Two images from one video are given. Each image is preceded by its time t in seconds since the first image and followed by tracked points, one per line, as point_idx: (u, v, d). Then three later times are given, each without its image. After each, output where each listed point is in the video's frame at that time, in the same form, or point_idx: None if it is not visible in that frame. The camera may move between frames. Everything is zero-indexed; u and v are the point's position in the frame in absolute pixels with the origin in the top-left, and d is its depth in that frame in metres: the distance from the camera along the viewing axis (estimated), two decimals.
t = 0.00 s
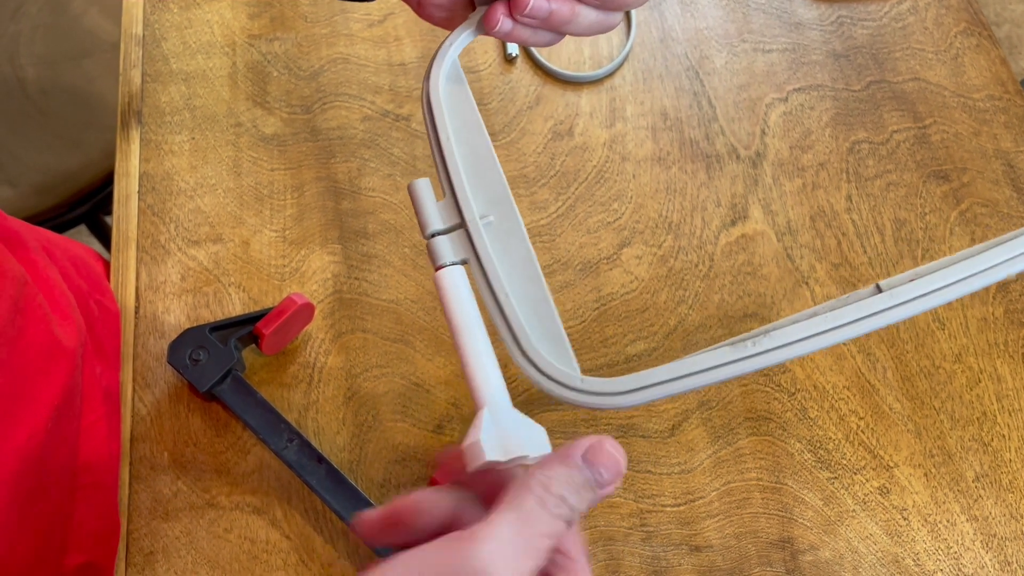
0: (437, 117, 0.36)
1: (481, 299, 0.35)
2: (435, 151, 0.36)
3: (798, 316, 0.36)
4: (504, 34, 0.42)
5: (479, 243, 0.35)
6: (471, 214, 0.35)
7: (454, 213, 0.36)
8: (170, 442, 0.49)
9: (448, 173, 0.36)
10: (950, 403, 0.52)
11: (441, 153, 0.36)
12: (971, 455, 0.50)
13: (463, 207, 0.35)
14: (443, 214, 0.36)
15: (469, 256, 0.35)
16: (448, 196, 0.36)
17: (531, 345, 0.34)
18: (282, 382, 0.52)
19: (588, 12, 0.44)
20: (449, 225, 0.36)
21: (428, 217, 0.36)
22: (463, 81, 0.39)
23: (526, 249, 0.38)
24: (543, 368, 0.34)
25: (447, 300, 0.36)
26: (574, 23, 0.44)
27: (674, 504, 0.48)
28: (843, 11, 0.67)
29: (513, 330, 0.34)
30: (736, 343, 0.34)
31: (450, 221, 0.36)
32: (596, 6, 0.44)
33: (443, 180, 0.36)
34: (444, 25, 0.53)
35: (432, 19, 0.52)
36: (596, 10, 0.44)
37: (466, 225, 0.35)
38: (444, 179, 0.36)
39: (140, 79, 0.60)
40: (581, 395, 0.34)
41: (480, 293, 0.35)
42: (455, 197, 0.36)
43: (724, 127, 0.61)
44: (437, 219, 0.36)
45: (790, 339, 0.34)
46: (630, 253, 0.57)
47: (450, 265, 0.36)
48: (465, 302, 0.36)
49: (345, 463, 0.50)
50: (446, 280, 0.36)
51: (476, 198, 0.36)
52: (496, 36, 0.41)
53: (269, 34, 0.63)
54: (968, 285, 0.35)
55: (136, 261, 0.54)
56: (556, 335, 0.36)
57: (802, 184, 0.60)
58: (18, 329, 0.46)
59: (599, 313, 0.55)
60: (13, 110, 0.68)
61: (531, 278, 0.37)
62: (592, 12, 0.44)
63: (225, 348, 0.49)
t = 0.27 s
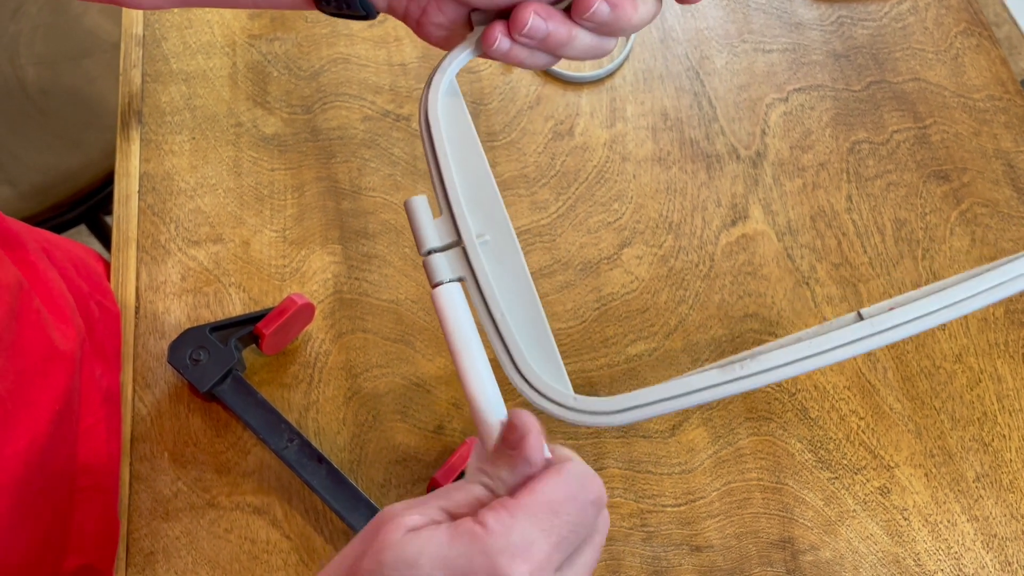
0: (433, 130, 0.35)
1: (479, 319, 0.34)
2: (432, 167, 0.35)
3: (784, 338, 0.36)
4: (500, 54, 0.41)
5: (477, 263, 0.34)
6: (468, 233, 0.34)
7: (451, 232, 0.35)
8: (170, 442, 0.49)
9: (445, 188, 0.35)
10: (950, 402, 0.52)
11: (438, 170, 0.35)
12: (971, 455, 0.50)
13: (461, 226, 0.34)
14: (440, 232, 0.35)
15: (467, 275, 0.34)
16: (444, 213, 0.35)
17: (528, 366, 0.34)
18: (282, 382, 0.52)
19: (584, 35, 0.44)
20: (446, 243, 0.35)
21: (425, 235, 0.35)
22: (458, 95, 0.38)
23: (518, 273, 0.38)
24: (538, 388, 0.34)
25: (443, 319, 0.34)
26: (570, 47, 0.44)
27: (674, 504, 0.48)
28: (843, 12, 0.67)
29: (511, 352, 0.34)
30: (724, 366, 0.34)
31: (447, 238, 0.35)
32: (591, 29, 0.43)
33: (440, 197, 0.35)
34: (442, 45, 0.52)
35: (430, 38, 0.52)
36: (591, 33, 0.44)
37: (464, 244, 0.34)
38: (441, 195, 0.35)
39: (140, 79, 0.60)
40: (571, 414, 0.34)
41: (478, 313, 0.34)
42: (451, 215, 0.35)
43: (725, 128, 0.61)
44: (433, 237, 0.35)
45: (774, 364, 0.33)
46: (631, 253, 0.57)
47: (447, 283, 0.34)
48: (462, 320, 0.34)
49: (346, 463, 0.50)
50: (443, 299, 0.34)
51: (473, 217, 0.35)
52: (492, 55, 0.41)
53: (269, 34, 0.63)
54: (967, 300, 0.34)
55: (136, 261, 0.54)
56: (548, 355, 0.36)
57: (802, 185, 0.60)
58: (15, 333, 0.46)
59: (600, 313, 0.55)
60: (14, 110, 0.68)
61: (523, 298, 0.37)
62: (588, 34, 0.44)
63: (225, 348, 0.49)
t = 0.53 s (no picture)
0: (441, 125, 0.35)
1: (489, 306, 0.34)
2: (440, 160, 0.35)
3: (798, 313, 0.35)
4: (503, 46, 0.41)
5: (486, 251, 0.34)
6: (477, 221, 0.34)
7: (460, 221, 0.35)
8: (170, 440, 0.49)
9: (453, 178, 0.35)
10: (949, 402, 0.52)
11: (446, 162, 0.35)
12: (970, 454, 0.50)
13: (469, 215, 0.34)
14: (450, 222, 0.35)
15: (477, 263, 0.34)
16: (453, 204, 0.35)
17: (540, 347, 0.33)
18: (283, 381, 0.52)
19: (586, 22, 0.44)
20: (456, 233, 0.35)
21: (436, 227, 0.35)
22: (466, 94, 0.38)
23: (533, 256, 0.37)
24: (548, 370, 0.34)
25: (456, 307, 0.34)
26: (573, 33, 0.45)
27: (674, 502, 0.48)
28: (842, 12, 0.67)
29: (522, 334, 0.33)
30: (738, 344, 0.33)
31: (456, 228, 0.35)
32: (592, 16, 0.44)
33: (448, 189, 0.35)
34: (445, 37, 0.53)
35: (433, 30, 0.52)
36: (593, 20, 0.44)
37: (473, 233, 0.34)
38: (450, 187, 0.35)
39: (141, 79, 0.60)
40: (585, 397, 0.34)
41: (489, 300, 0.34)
42: (460, 204, 0.35)
43: (724, 127, 0.62)
44: (444, 228, 0.35)
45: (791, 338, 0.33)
46: (631, 252, 0.57)
47: (457, 271, 0.35)
48: (472, 308, 0.35)
49: (346, 461, 0.50)
50: (455, 287, 0.35)
51: (483, 206, 0.35)
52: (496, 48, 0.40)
53: (270, 33, 0.63)
54: (967, 280, 0.34)
55: (137, 260, 0.54)
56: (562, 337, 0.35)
57: (802, 184, 0.60)
58: (16, 329, 0.46)
59: (600, 312, 0.55)
60: (14, 110, 0.69)
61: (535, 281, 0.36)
62: (589, 21, 0.44)
63: (226, 346, 0.49)
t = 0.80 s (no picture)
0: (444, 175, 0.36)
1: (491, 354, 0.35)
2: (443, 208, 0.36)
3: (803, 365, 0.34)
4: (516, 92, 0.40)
5: (488, 300, 0.35)
6: (479, 271, 0.35)
7: (462, 270, 0.35)
8: (171, 440, 0.49)
9: (456, 227, 0.36)
10: (948, 401, 0.52)
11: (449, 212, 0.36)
12: (968, 454, 0.51)
13: (471, 264, 0.35)
14: (452, 269, 0.36)
15: (478, 311, 0.35)
16: (456, 252, 0.36)
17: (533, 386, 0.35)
18: (283, 381, 0.52)
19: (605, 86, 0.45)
20: (459, 281, 0.36)
21: (438, 274, 0.35)
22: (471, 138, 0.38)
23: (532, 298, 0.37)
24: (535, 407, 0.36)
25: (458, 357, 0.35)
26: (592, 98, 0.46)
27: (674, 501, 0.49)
28: (841, 14, 0.67)
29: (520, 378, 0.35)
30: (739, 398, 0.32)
31: (459, 276, 0.36)
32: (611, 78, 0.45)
33: (452, 237, 0.36)
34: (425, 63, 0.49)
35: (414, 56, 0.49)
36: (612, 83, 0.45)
37: (475, 282, 0.35)
38: (453, 236, 0.36)
39: (142, 80, 0.60)
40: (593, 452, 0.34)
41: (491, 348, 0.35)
42: (462, 253, 0.35)
43: (724, 128, 0.62)
44: (447, 275, 0.36)
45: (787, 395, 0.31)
46: (630, 253, 0.57)
47: (459, 320, 0.35)
48: (474, 356, 0.35)
49: (347, 461, 0.50)
50: (456, 334, 0.35)
51: (484, 254, 0.36)
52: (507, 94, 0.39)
53: (271, 35, 0.63)
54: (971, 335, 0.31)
55: (138, 261, 0.54)
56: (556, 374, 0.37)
57: (801, 185, 0.60)
58: (12, 330, 0.46)
59: (599, 313, 0.55)
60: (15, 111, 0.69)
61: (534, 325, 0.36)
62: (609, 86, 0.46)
63: (227, 346, 0.50)
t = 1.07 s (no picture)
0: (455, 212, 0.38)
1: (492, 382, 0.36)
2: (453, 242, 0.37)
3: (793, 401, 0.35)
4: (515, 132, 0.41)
5: (490, 330, 0.36)
6: (483, 300, 0.36)
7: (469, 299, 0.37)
8: (174, 440, 0.50)
9: (463, 257, 0.37)
10: (948, 401, 0.52)
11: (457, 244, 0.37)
12: (968, 453, 0.51)
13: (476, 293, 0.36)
14: (459, 299, 0.37)
15: (481, 339, 0.36)
16: (463, 282, 0.37)
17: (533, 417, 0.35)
18: (285, 380, 0.52)
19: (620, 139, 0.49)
20: (465, 310, 0.37)
21: (445, 303, 0.37)
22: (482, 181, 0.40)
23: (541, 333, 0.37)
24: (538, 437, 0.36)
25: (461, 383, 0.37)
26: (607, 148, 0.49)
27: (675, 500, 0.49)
28: (841, 14, 0.67)
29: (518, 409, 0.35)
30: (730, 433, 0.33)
31: (465, 305, 0.37)
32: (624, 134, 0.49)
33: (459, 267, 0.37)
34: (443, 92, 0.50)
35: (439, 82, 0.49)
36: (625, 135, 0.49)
37: (479, 311, 0.36)
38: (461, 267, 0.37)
39: (144, 80, 0.60)
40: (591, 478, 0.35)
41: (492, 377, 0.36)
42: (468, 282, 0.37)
43: (724, 128, 0.62)
44: (454, 304, 0.37)
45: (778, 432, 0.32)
46: (631, 253, 0.58)
47: (462, 347, 0.37)
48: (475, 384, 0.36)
49: (348, 460, 0.50)
50: (460, 362, 0.37)
51: (490, 285, 0.37)
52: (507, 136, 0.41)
53: (272, 35, 0.63)
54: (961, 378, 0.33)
55: (140, 261, 0.54)
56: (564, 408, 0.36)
57: (801, 185, 0.60)
58: (21, 323, 0.43)
59: (600, 313, 0.55)
60: (17, 112, 0.69)
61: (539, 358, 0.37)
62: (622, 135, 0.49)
63: (229, 346, 0.50)
